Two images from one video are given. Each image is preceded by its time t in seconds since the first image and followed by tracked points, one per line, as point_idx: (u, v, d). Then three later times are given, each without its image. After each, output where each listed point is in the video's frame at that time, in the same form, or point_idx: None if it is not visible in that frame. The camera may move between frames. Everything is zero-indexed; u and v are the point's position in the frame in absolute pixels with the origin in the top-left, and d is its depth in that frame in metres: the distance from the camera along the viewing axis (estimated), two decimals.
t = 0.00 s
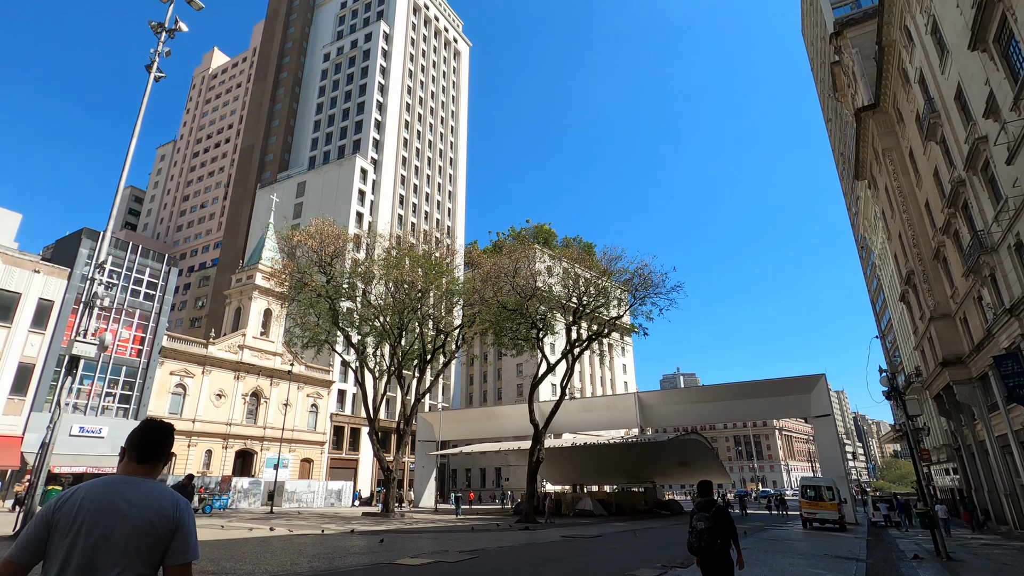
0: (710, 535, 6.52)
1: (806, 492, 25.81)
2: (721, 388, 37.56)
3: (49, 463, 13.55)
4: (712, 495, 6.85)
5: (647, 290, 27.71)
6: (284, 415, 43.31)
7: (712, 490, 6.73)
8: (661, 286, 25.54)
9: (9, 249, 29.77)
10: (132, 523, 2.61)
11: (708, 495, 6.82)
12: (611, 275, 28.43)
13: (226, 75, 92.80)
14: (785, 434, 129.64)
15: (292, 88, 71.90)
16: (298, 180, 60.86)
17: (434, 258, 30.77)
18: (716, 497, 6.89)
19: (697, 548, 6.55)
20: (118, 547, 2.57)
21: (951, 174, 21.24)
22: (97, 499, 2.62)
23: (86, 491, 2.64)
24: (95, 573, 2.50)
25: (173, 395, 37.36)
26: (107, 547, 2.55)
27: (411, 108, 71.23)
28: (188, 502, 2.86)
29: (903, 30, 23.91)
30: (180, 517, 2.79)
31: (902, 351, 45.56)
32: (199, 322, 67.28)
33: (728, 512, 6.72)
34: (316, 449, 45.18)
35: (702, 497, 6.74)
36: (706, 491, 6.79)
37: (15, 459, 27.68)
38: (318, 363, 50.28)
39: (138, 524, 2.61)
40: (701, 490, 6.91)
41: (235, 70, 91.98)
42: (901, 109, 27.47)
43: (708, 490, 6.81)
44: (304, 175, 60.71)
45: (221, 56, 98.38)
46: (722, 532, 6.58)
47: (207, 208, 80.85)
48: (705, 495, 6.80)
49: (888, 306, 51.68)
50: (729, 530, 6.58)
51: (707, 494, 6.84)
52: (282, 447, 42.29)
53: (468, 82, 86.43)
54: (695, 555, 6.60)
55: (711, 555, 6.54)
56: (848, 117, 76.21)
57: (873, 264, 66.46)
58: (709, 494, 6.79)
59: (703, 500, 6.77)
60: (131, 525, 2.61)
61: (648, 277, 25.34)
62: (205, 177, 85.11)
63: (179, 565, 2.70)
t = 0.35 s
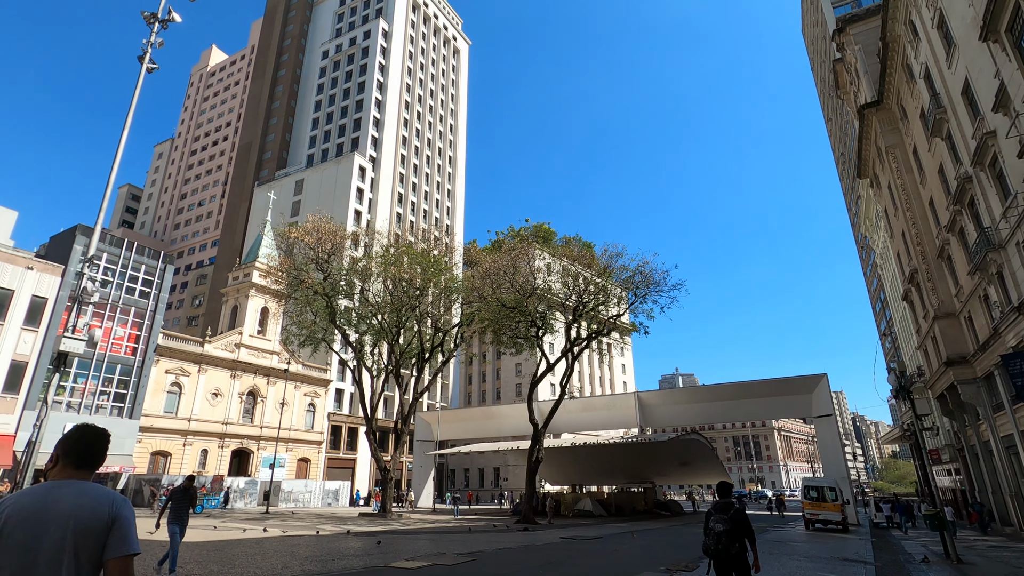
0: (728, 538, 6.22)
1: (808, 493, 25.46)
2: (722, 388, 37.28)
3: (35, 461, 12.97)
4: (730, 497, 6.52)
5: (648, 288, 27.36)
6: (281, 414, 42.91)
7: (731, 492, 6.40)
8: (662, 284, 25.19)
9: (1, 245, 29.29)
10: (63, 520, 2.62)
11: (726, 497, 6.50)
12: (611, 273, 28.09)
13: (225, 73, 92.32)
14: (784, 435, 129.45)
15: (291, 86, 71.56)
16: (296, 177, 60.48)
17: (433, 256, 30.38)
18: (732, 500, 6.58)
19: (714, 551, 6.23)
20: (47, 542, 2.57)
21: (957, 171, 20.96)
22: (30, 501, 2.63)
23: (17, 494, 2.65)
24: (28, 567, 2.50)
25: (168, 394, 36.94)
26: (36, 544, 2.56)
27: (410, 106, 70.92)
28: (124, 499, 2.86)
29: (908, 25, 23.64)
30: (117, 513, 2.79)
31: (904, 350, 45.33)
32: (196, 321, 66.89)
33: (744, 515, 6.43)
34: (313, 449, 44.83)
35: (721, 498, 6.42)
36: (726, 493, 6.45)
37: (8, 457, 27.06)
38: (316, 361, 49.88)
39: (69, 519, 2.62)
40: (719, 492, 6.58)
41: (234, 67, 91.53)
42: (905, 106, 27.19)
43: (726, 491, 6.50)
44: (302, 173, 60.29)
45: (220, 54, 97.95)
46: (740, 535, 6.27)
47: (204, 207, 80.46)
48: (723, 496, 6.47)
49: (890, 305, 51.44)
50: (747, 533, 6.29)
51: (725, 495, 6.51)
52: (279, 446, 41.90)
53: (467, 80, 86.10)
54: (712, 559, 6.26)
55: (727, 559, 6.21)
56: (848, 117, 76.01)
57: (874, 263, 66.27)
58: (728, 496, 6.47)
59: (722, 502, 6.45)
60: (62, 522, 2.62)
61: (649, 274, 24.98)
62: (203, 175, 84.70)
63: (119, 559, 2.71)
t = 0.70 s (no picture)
0: (761, 544, 5.76)
1: (813, 493, 25.07)
2: (724, 387, 36.92)
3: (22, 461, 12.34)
4: (756, 502, 6.14)
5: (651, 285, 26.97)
6: (280, 413, 42.54)
7: (758, 496, 6.01)
8: (665, 281, 24.83)
9: None
10: None
11: (750, 503, 6.18)
12: (613, 271, 27.72)
13: (224, 70, 91.93)
14: (785, 434, 129.17)
15: (290, 83, 71.24)
16: (295, 175, 60.14)
17: (432, 252, 29.97)
18: (758, 506, 6.22)
19: (744, 559, 5.80)
20: None
21: (966, 165, 20.61)
22: None
23: None
24: None
25: (165, 393, 36.62)
26: None
27: (410, 103, 70.55)
28: (59, 514, 2.90)
29: (915, 18, 23.31)
30: (51, 528, 2.84)
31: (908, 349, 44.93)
32: (194, 319, 66.61)
33: (773, 520, 6.05)
34: (311, 448, 44.50)
35: (747, 502, 6.05)
36: (752, 497, 6.07)
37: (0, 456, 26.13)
38: (315, 360, 49.50)
39: None
40: (743, 497, 6.23)
41: (233, 65, 91.15)
42: (911, 101, 26.83)
43: (753, 497, 6.15)
44: (302, 170, 59.93)
45: (220, 52, 97.61)
46: (769, 541, 5.86)
47: (203, 205, 80.15)
48: (749, 500, 6.10)
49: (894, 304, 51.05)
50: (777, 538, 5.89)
51: (750, 499, 6.13)
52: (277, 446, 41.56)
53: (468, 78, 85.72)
54: (742, 568, 5.82)
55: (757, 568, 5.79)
56: (851, 114, 75.57)
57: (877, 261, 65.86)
58: (754, 499, 6.10)
59: (747, 507, 6.11)
60: None
61: (651, 271, 24.60)
62: (202, 173, 84.36)
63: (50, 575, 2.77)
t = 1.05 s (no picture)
0: (793, 542, 5.65)
1: (820, 492, 24.62)
2: (728, 385, 36.57)
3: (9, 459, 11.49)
4: (785, 497, 6.02)
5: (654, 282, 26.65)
6: (280, 413, 42.22)
7: (784, 493, 5.91)
8: (669, 278, 24.49)
9: None
10: None
11: (779, 498, 6.05)
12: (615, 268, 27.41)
13: (224, 70, 91.76)
14: (787, 434, 128.71)
15: (291, 82, 71.01)
16: (295, 174, 59.89)
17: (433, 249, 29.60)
18: (786, 501, 6.07)
19: (775, 557, 5.67)
20: None
21: (976, 158, 20.26)
22: None
23: None
24: None
25: (164, 392, 36.33)
26: None
27: (410, 102, 70.28)
28: (26, 491, 2.67)
29: (923, 9, 22.98)
30: (17, 508, 2.59)
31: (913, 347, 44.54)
32: (194, 319, 66.33)
33: (802, 516, 5.94)
34: (312, 448, 44.18)
35: (774, 499, 5.94)
36: (779, 494, 5.97)
37: None
38: (315, 359, 49.22)
39: None
40: (772, 494, 6.08)
41: (233, 64, 90.96)
42: (919, 94, 26.50)
43: (781, 492, 6.02)
44: (302, 169, 59.68)
45: (220, 51, 97.45)
46: (800, 538, 5.75)
47: (204, 204, 79.88)
48: (777, 496, 6.00)
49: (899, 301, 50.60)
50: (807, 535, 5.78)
51: (777, 496, 6.03)
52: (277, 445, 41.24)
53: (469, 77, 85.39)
54: (772, 566, 5.70)
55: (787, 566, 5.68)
56: (853, 112, 75.22)
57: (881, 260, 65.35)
58: (781, 496, 6.00)
59: (776, 502, 5.98)
60: None
61: (655, 268, 24.25)
62: (202, 173, 84.08)
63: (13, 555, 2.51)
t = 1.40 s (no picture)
0: (816, 546, 5.33)
1: (827, 493, 24.24)
2: (732, 384, 36.24)
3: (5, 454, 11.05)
4: (809, 500, 5.71)
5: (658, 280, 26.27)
6: (281, 412, 41.96)
7: (809, 495, 5.64)
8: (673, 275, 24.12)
9: None
10: None
11: (803, 504, 5.76)
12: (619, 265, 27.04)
13: (224, 69, 91.60)
14: (789, 434, 128.19)
15: (291, 81, 70.68)
16: (296, 172, 59.62)
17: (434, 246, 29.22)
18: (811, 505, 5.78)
19: (796, 562, 5.32)
20: None
21: (988, 153, 19.88)
22: None
23: None
24: None
25: (164, 391, 36.05)
26: None
27: (411, 101, 69.99)
28: None
29: (932, 3, 22.66)
30: None
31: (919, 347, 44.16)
32: (195, 318, 66.08)
33: (828, 521, 5.61)
34: (313, 447, 43.91)
35: (797, 502, 5.66)
36: (803, 497, 5.69)
37: None
38: (316, 358, 48.95)
39: None
40: (797, 498, 5.80)
41: (234, 63, 90.74)
42: (926, 89, 26.15)
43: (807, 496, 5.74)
44: (303, 168, 59.40)
45: (220, 50, 97.28)
46: (824, 543, 5.43)
47: (204, 203, 79.69)
48: (802, 500, 5.71)
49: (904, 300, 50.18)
50: (833, 540, 5.44)
51: (802, 500, 5.75)
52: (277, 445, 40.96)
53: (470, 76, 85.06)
54: (795, 573, 5.33)
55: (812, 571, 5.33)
56: (857, 110, 74.77)
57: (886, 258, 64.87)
58: (805, 500, 5.71)
59: (800, 507, 5.68)
60: None
61: (660, 265, 23.87)
62: (203, 172, 83.89)
63: None
